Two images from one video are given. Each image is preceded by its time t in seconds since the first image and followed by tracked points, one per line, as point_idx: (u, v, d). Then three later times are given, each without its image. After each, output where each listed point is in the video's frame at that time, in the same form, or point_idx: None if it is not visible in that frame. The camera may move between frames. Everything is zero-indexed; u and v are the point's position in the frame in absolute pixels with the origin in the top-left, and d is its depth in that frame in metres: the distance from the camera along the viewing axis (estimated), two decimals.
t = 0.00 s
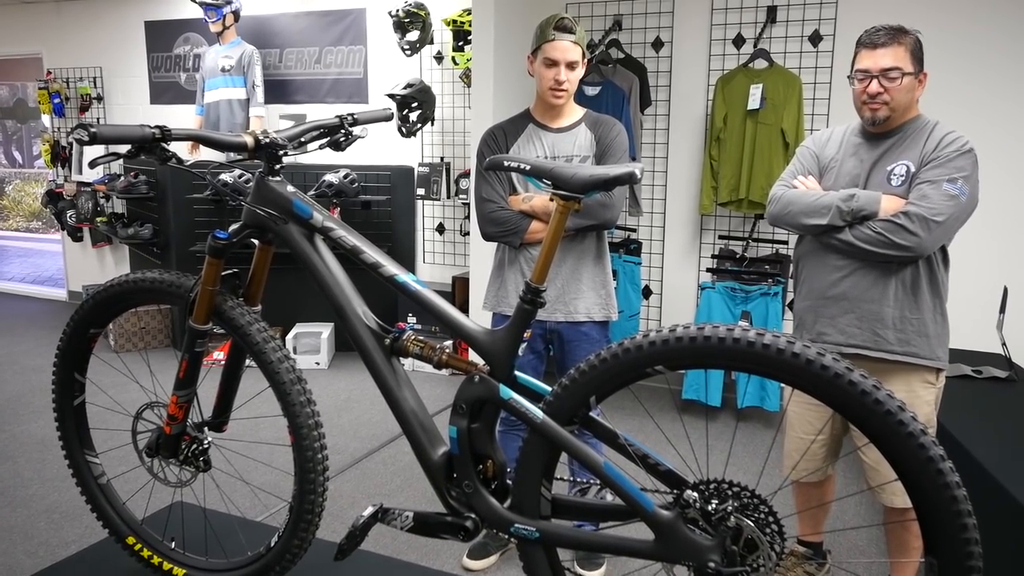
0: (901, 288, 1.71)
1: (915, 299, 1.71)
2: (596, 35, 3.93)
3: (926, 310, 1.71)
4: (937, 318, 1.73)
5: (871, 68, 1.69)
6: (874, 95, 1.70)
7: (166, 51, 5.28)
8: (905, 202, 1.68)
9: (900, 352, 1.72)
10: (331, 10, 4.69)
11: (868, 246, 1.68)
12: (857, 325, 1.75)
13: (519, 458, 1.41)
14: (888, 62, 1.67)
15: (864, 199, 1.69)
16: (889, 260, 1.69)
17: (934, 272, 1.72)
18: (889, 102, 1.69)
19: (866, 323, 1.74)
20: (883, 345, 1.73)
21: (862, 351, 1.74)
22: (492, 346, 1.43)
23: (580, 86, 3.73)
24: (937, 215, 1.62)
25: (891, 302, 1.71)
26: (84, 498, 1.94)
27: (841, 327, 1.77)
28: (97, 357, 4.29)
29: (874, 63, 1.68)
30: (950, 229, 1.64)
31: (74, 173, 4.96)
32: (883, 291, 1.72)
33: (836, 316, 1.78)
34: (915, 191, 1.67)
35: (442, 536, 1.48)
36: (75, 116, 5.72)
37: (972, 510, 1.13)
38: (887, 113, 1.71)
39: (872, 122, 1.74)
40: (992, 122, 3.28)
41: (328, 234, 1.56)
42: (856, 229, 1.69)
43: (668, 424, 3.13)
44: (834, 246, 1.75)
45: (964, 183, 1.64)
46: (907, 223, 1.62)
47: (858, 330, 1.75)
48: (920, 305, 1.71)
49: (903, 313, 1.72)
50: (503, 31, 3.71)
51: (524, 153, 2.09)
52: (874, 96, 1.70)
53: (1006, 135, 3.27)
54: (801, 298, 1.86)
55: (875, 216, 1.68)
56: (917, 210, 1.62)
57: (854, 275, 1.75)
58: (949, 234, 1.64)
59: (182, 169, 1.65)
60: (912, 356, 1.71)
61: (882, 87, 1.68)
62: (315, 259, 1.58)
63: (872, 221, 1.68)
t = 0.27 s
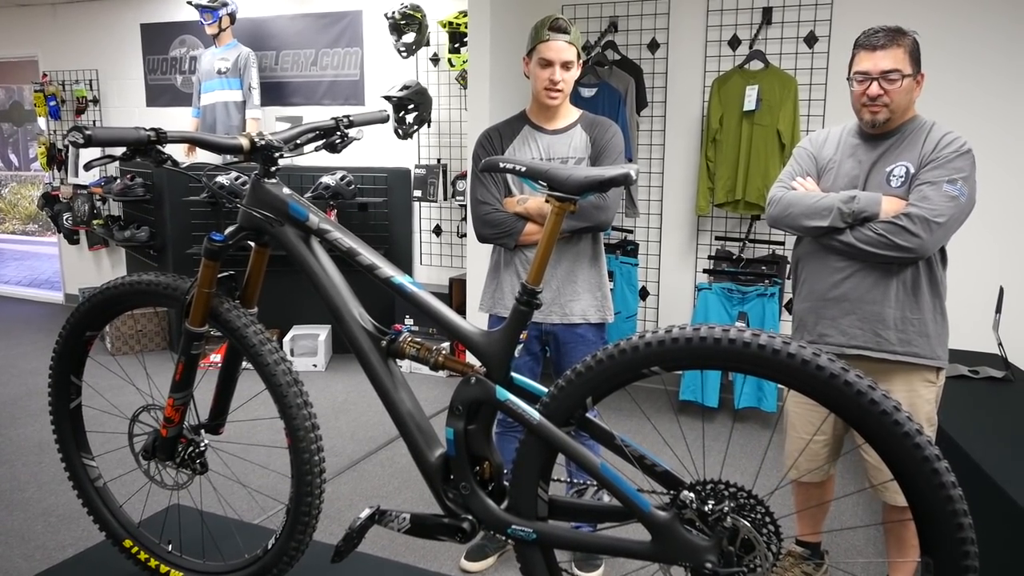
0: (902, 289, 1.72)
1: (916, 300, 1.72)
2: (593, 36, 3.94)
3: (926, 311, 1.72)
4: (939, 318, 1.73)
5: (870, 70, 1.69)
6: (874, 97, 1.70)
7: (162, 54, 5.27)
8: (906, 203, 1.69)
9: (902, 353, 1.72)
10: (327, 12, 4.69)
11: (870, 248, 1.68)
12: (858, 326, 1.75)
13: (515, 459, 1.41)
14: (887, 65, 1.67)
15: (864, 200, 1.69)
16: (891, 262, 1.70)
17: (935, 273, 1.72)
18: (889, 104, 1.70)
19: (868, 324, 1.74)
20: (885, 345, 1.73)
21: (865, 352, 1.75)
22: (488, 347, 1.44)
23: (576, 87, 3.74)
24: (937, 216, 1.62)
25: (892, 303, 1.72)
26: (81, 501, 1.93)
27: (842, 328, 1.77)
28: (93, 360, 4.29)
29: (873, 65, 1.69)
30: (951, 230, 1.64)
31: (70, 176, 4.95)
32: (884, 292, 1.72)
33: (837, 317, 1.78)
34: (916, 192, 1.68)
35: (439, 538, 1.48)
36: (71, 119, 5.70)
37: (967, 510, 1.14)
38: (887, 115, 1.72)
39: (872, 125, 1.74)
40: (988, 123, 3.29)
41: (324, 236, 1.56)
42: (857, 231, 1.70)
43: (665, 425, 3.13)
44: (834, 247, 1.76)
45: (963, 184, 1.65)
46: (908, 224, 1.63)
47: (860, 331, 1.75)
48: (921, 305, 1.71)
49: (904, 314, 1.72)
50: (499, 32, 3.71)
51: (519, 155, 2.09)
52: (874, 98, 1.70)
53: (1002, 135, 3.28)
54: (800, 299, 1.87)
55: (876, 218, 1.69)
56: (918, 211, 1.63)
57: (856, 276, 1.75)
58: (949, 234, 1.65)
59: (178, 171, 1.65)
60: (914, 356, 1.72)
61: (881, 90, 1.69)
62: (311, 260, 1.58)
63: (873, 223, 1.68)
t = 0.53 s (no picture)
0: (903, 288, 1.72)
1: (917, 299, 1.72)
2: (591, 35, 3.94)
3: (928, 309, 1.72)
4: (940, 317, 1.73)
5: (872, 70, 1.69)
6: (876, 97, 1.70)
7: (161, 53, 5.26)
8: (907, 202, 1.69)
9: (903, 352, 1.72)
10: (325, 11, 4.68)
11: (872, 248, 1.68)
12: (860, 325, 1.75)
13: (514, 458, 1.41)
14: (889, 65, 1.67)
15: (867, 200, 1.69)
16: (893, 261, 1.70)
17: (936, 272, 1.72)
18: (891, 104, 1.71)
19: (869, 323, 1.74)
20: (887, 344, 1.73)
21: (866, 351, 1.75)
22: (487, 346, 1.44)
23: (575, 86, 3.74)
24: (939, 216, 1.62)
25: (893, 302, 1.72)
26: (80, 500, 1.93)
27: (844, 327, 1.77)
28: (92, 359, 4.28)
29: (875, 65, 1.69)
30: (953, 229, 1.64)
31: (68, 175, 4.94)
32: (885, 291, 1.72)
33: (839, 316, 1.78)
34: (917, 192, 1.68)
35: (438, 537, 1.48)
36: (69, 118, 5.70)
37: (966, 508, 1.14)
38: (889, 115, 1.72)
39: (874, 125, 1.74)
40: (986, 122, 3.29)
41: (322, 235, 1.55)
42: (859, 230, 1.70)
43: (664, 424, 3.13)
44: (834, 246, 1.76)
45: (964, 183, 1.65)
46: (911, 224, 1.63)
47: (861, 330, 1.75)
48: (922, 304, 1.71)
49: (906, 313, 1.72)
50: (498, 31, 3.71)
51: (516, 155, 2.09)
52: (876, 98, 1.71)
53: (1000, 134, 3.29)
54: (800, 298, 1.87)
55: (878, 217, 1.68)
56: (920, 211, 1.63)
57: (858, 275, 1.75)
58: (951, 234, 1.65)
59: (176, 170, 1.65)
60: (917, 355, 1.72)
61: (884, 89, 1.69)
62: (309, 259, 1.58)
63: (875, 222, 1.68)
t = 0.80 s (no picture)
0: (904, 286, 1.71)
1: (918, 297, 1.71)
2: (592, 33, 3.93)
3: (929, 308, 1.71)
4: (941, 316, 1.73)
5: (876, 68, 1.69)
6: (880, 95, 1.70)
7: (161, 50, 5.26)
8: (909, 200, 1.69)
9: (904, 350, 1.72)
10: (326, 8, 4.67)
11: (874, 245, 1.68)
12: (860, 323, 1.75)
13: (514, 456, 1.41)
14: (893, 63, 1.67)
15: (868, 198, 1.69)
16: (894, 259, 1.70)
17: (938, 270, 1.72)
18: (894, 102, 1.70)
19: (870, 321, 1.74)
20: (887, 343, 1.73)
21: (867, 349, 1.75)
22: (487, 344, 1.43)
23: (575, 84, 3.74)
24: (940, 214, 1.62)
25: (894, 300, 1.72)
26: (79, 497, 1.93)
27: (845, 325, 1.77)
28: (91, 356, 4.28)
29: (878, 63, 1.69)
30: (954, 227, 1.64)
31: (68, 171, 4.93)
32: (886, 288, 1.72)
33: (839, 314, 1.78)
34: (919, 190, 1.68)
35: (438, 534, 1.48)
36: (69, 114, 5.69)
37: (966, 508, 1.14)
38: (892, 113, 1.71)
39: (877, 123, 1.74)
40: (987, 121, 3.29)
41: (323, 232, 1.55)
42: (860, 228, 1.70)
43: (664, 422, 3.13)
44: (836, 243, 1.76)
45: (967, 181, 1.65)
46: (912, 221, 1.63)
47: (862, 328, 1.75)
48: (923, 303, 1.71)
49: (906, 311, 1.72)
50: (498, 28, 3.70)
51: (516, 152, 2.09)
52: (879, 96, 1.70)
53: (1002, 133, 3.28)
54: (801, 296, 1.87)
55: (880, 215, 1.68)
56: (921, 209, 1.63)
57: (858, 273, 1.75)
58: (952, 232, 1.64)
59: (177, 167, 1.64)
60: (917, 354, 1.72)
61: (887, 87, 1.69)
62: (310, 257, 1.58)
63: (877, 220, 1.68)
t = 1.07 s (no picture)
0: (904, 284, 1.71)
1: (919, 294, 1.71)
2: (592, 31, 3.93)
3: (930, 305, 1.71)
4: (941, 313, 1.73)
5: (876, 65, 1.69)
6: (878, 91, 1.70)
7: (161, 48, 5.25)
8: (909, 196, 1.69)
9: (904, 347, 1.72)
10: (326, 6, 4.67)
11: (874, 241, 1.68)
12: (861, 320, 1.75)
13: (515, 454, 1.40)
14: (893, 59, 1.67)
15: (868, 194, 1.69)
16: (894, 256, 1.69)
17: (939, 268, 1.72)
18: (893, 99, 1.70)
19: (870, 318, 1.74)
20: (887, 340, 1.73)
21: (867, 346, 1.75)
22: (487, 342, 1.43)
23: (576, 82, 3.73)
24: (941, 210, 1.62)
25: (894, 297, 1.72)
26: (80, 495, 1.93)
27: (845, 322, 1.77)
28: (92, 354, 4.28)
29: (879, 59, 1.69)
30: (954, 224, 1.64)
31: (68, 170, 4.93)
32: (886, 286, 1.72)
33: (839, 311, 1.78)
34: (920, 186, 1.67)
35: (438, 533, 1.48)
36: (70, 113, 5.69)
37: (967, 505, 1.14)
38: (891, 109, 1.71)
39: (876, 118, 1.74)
40: (988, 119, 3.29)
41: (323, 230, 1.55)
42: (860, 224, 1.69)
43: (665, 420, 3.13)
44: (836, 240, 1.76)
45: (968, 178, 1.64)
46: (912, 218, 1.62)
47: (862, 325, 1.75)
48: (924, 300, 1.71)
49: (906, 308, 1.72)
50: (499, 26, 3.70)
51: (516, 150, 2.09)
52: (878, 92, 1.70)
53: (1003, 131, 3.28)
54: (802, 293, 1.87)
55: (880, 211, 1.68)
56: (922, 205, 1.62)
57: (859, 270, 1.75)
58: (953, 229, 1.64)
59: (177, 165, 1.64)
60: (918, 351, 1.72)
61: (887, 84, 1.69)
62: (310, 255, 1.58)
63: (877, 216, 1.68)
